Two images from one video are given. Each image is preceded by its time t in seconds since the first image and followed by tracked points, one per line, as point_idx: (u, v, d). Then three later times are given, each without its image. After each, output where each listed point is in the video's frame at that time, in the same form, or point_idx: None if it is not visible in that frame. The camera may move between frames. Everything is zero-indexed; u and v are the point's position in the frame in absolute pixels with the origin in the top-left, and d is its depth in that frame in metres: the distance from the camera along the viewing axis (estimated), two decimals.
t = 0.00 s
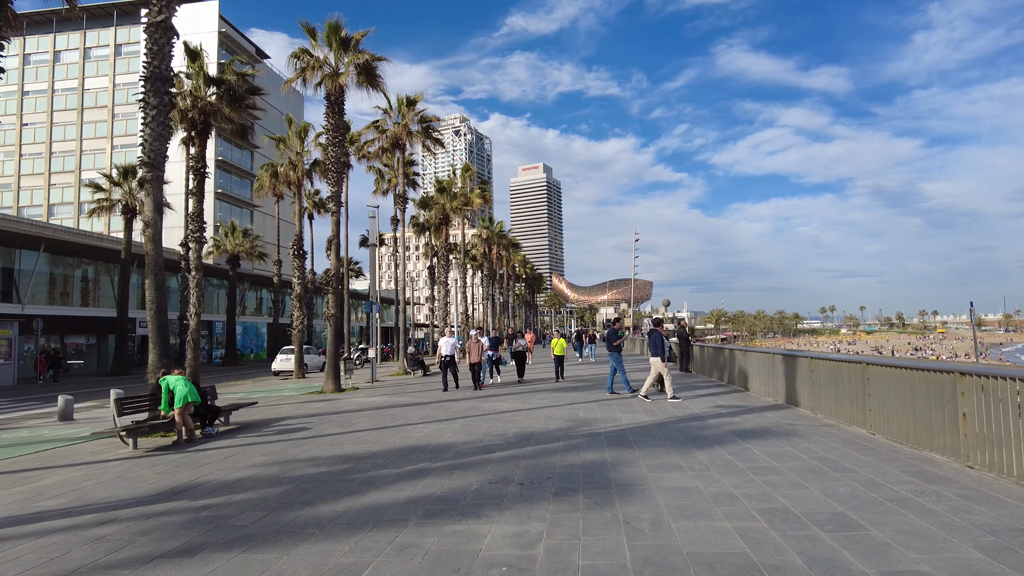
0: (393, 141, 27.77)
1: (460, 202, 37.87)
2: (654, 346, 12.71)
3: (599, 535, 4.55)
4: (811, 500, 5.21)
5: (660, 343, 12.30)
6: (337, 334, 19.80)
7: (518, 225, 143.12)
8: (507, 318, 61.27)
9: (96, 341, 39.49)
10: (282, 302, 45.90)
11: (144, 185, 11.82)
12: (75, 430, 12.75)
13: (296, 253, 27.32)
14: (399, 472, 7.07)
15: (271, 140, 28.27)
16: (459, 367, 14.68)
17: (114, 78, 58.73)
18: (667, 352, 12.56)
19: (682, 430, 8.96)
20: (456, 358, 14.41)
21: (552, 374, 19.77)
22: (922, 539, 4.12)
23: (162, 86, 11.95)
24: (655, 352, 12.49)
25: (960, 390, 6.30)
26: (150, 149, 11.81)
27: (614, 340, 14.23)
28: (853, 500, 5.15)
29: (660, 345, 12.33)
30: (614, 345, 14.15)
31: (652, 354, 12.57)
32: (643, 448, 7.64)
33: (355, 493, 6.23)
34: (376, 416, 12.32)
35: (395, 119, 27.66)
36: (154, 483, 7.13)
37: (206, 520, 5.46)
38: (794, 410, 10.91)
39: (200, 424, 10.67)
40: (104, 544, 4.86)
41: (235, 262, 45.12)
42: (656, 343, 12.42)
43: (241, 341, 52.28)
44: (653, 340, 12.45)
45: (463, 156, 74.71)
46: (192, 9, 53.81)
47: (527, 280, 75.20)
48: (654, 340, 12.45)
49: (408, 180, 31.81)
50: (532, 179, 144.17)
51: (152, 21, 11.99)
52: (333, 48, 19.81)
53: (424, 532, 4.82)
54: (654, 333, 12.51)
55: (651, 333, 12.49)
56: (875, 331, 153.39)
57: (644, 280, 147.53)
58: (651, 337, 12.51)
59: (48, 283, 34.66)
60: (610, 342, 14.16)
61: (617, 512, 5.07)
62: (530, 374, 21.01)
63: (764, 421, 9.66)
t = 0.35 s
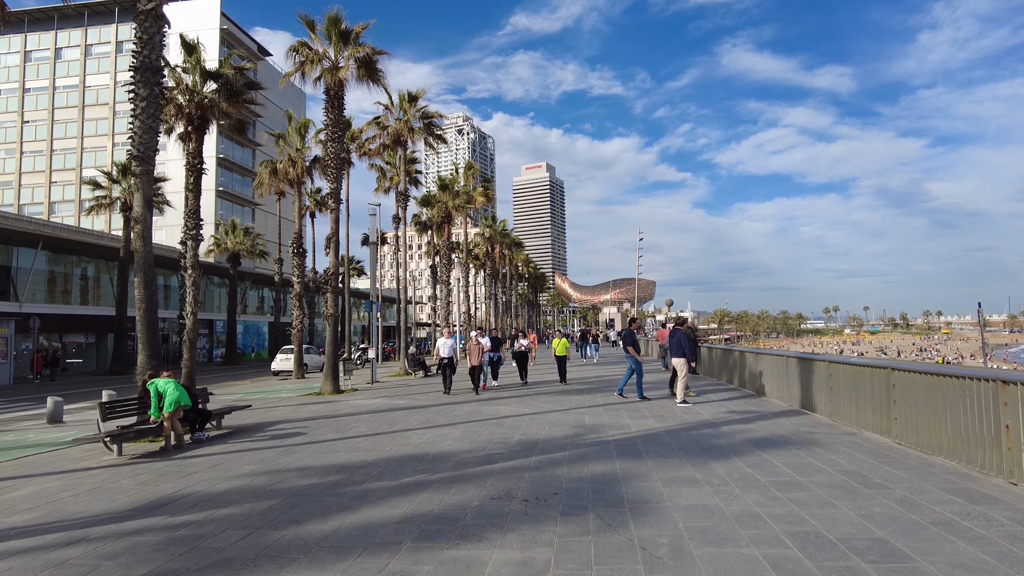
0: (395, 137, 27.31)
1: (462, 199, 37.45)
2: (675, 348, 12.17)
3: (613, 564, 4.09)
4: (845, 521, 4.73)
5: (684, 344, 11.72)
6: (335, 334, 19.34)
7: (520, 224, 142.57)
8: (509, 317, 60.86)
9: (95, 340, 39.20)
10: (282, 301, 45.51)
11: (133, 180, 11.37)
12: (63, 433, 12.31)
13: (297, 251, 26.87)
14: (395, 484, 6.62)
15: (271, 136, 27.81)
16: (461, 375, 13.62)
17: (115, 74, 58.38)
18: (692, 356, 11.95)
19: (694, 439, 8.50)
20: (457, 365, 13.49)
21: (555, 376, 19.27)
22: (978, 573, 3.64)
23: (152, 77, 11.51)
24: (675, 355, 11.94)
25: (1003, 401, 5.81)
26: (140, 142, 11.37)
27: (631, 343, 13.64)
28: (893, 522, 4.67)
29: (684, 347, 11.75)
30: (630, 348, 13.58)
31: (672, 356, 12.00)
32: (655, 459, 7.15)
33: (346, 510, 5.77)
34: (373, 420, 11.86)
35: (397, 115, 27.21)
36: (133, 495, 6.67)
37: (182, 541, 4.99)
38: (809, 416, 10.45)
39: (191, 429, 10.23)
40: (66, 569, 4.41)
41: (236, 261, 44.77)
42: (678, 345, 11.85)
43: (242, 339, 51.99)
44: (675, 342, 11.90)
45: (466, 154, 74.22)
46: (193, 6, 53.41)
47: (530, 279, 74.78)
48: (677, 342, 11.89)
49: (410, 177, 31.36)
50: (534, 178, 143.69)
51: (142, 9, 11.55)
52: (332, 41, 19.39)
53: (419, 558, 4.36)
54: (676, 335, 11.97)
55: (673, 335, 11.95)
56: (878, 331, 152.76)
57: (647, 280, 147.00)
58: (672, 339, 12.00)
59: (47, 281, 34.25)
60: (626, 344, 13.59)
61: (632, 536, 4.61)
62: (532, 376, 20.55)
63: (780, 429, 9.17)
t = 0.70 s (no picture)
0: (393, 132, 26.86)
1: (461, 196, 37.03)
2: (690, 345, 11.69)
3: None
4: (874, 536, 4.27)
5: (701, 341, 11.27)
6: (330, 332, 18.90)
7: (521, 223, 142.02)
8: (509, 315, 60.43)
9: (90, 338, 38.91)
10: (280, 300, 45.10)
11: (116, 171, 10.89)
12: (45, 435, 11.86)
13: (292, 248, 26.41)
14: (382, 492, 6.16)
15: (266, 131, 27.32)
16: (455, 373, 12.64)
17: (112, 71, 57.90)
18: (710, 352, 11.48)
19: (702, 441, 8.04)
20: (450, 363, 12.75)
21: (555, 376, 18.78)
22: None
23: (135, 64, 11.03)
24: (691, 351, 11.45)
25: None
26: (122, 131, 10.90)
27: (640, 341, 13.16)
28: (927, 536, 4.22)
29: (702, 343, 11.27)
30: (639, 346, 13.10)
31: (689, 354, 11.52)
32: (661, 464, 6.69)
33: (328, 522, 5.30)
34: (366, 421, 11.41)
35: (394, 109, 26.76)
36: (102, 503, 6.22)
37: (145, 557, 4.55)
38: (820, 417, 9.98)
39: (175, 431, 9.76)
40: None
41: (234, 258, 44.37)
42: (695, 341, 11.38)
43: (241, 338, 51.68)
44: (691, 337, 11.43)
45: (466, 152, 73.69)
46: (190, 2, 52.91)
47: (530, 277, 74.42)
48: (693, 337, 11.42)
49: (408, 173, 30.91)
50: (535, 176, 143.18)
51: None
52: (327, 31, 18.86)
53: None
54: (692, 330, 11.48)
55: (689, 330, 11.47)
56: (880, 328, 152.00)
57: (648, 278, 146.49)
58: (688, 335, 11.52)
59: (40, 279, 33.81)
60: (635, 342, 13.11)
61: (639, 553, 4.15)
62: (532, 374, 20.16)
63: (791, 429, 8.73)
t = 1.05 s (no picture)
0: (391, 129, 26.47)
1: (461, 194, 36.66)
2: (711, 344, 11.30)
3: None
4: (912, 558, 3.85)
5: (720, 341, 10.87)
6: (326, 333, 18.47)
7: (523, 223, 141.54)
8: (511, 315, 60.07)
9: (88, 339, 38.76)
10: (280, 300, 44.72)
11: (100, 166, 10.47)
12: (30, 440, 11.42)
13: (290, 248, 26.00)
14: (373, 506, 5.73)
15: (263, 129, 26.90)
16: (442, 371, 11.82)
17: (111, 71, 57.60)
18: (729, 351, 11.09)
19: (713, 448, 7.61)
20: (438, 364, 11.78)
21: (557, 377, 18.34)
22: None
23: (120, 55, 10.61)
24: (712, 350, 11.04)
25: None
26: (106, 125, 10.47)
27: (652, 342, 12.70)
28: (974, 559, 3.78)
29: (721, 342, 10.87)
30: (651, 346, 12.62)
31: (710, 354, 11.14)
32: (671, 474, 6.26)
33: (309, 540, 4.87)
34: (361, 425, 10.99)
35: (393, 106, 26.42)
36: (71, 517, 5.80)
37: None
38: (835, 421, 9.54)
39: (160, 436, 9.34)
40: None
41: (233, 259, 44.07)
42: (714, 340, 10.97)
43: (241, 339, 51.41)
44: (710, 336, 11.02)
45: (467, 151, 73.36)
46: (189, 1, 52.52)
47: (531, 277, 73.97)
48: (712, 337, 11.01)
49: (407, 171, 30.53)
50: (536, 176, 142.81)
51: None
52: (323, 25, 18.48)
53: None
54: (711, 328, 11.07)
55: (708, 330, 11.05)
56: (882, 328, 151.67)
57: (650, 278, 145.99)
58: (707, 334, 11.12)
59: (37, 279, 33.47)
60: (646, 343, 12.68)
61: None
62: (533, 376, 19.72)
63: (806, 435, 8.29)
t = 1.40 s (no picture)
0: (391, 123, 26.03)
1: (462, 191, 36.19)
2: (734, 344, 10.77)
3: None
4: None
5: (745, 342, 10.37)
6: (324, 331, 18.03)
7: (525, 222, 141.01)
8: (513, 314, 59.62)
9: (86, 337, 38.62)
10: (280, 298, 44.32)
11: (83, 156, 10.00)
12: (12, 441, 11.01)
13: (288, 244, 25.52)
14: (360, 519, 5.27)
15: (260, 123, 26.44)
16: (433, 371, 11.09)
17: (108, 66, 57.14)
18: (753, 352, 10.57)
19: (727, 455, 7.14)
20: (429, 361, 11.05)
21: (559, 378, 17.86)
22: None
23: (103, 40, 10.15)
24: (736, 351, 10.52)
25: None
26: (89, 113, 10.01)
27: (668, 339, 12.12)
28: None
29: (746, 343, 10.35)
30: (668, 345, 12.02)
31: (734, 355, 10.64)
32: (684, 484, 5.80)
33: (286, 559, 4.41)
34: (354, 427, 10.52)
35: (393, 100, 25.97)
36: (33, 530, 5.35)
37: None
38: (852, 425, 9.05)
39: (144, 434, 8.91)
40: None
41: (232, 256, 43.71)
42: (738, 340, 10.44)
43: (241, 337, 50.98)
44: (734, 336, 10.48)
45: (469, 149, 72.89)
46: None
47: (533, 275, 73.36)
48: (736, 337, 10.47)
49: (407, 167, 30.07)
50: (539, 174, 142.25)
51: None
52: (320, 16, 18.06)
53: None
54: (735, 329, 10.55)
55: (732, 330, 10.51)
56: (887, 327, 150.47)
57: (653, 277, 145.29)
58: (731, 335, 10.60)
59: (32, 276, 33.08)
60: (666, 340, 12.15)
61: None
62: (534, 375, 19.22)
63: (824, 440, 7.79)
